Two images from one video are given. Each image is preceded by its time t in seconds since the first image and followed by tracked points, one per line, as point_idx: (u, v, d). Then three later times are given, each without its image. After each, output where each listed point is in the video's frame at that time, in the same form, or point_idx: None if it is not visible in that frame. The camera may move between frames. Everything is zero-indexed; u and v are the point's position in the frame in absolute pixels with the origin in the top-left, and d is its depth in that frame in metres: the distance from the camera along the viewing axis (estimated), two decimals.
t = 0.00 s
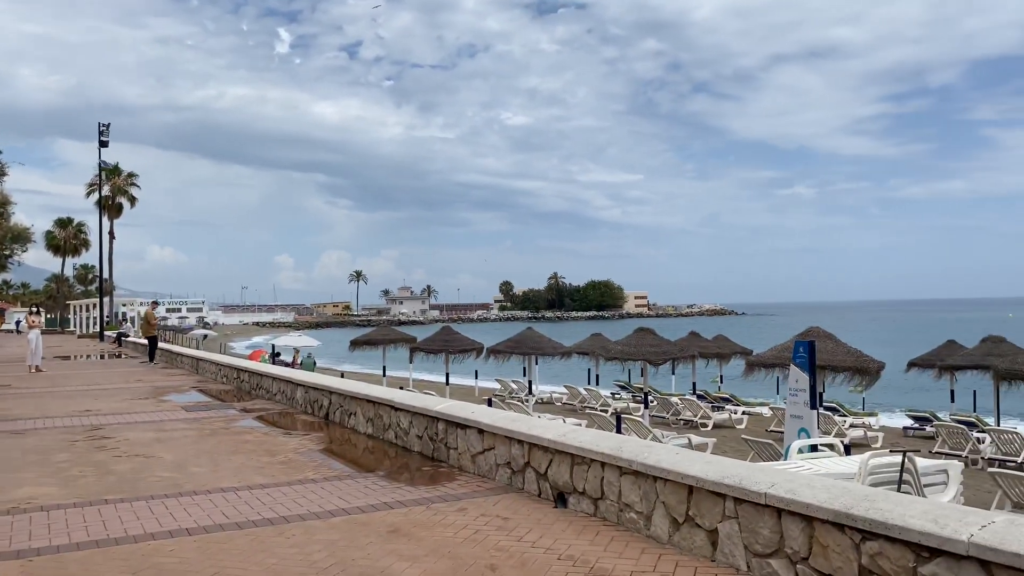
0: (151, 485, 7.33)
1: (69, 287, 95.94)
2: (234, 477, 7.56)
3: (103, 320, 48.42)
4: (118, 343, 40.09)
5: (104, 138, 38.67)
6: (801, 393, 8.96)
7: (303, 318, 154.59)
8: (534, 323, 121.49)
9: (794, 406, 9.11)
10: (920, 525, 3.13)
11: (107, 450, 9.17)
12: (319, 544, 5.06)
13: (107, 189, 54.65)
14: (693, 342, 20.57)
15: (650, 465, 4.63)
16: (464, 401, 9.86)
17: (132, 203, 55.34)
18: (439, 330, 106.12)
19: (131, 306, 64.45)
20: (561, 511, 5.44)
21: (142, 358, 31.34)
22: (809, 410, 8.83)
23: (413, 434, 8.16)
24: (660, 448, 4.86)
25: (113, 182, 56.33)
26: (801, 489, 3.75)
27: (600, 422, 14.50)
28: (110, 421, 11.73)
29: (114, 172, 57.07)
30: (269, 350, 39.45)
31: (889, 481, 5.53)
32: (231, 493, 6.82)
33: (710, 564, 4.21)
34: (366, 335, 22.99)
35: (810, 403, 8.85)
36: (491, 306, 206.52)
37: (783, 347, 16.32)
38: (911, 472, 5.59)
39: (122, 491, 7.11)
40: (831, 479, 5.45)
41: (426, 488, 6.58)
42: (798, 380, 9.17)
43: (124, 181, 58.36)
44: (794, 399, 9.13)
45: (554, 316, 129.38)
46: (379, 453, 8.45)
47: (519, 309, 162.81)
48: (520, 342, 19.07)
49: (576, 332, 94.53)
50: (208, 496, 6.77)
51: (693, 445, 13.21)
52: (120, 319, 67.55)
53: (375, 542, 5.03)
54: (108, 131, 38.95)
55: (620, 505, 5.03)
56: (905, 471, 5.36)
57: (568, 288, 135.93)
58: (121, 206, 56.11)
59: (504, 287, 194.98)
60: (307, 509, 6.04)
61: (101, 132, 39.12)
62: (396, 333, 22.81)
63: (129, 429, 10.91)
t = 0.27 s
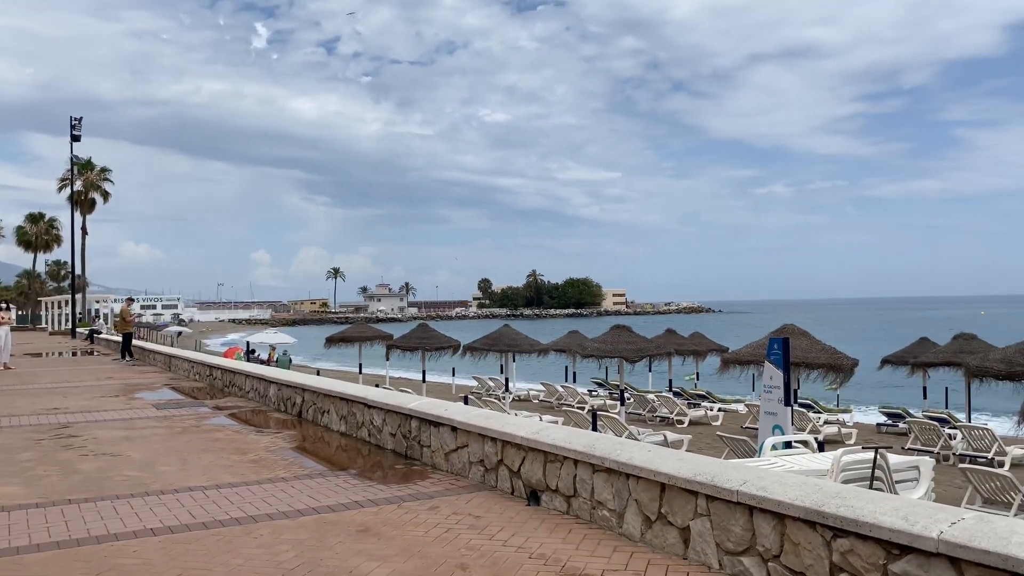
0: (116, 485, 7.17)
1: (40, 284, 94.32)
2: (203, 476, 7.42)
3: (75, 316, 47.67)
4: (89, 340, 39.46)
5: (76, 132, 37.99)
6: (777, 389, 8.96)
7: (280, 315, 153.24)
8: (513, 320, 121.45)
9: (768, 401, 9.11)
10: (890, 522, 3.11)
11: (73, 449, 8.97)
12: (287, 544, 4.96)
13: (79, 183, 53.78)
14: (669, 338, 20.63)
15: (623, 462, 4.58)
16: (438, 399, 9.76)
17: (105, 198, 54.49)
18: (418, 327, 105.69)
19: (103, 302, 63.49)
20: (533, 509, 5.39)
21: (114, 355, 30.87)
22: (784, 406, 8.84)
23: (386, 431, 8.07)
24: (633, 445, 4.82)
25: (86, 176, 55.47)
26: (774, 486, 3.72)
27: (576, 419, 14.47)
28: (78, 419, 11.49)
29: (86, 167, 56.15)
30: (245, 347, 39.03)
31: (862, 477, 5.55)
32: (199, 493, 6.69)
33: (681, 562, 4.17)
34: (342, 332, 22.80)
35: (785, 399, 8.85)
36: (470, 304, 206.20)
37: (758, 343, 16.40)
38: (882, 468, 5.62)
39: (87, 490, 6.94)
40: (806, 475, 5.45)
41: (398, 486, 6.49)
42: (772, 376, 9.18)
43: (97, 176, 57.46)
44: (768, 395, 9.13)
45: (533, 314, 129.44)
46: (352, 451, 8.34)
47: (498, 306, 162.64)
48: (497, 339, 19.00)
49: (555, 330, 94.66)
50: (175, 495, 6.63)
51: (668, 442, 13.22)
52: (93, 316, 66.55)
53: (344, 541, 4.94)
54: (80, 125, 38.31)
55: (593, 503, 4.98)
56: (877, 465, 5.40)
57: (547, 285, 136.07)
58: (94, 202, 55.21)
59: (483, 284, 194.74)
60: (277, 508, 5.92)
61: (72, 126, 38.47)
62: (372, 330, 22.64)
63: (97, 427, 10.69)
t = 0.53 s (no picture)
0: (70, 489, 6.91)
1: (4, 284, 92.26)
2: (160, 480, 7.18)
3: (39, 316, 46.66)
4: (54, 342, 38.61)
5: (41, 130, 37.15)
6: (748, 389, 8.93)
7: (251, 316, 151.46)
8: (487, 321, 121.29)
9: (739, 401, 9.06)
10: (864, 524, 3.02)
11: (27, 452, 8.66)
12: (245, 550, 4.78)
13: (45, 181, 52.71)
14: (642, 338, 20.63)
15: (592, 463, 4.46)
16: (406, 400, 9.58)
17: (71, 196, 53.44)
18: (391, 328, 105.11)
19: (69, 302, 62.27)
20: (501, 511, 5.25)
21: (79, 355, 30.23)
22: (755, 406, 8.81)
23: (352, 433, 7.88)
24: (602, 446, 4.70)
25: (52, 174, 54.41)
26: (744, 488, 3.62)
27: (548, 419, 14.37)
28: (35, 421, 11.14)
29: (52, 164, 55.04)
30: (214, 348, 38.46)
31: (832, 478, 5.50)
32: (156, 497, 6.46)
33: (650, 566, 4.06)
34: (312, 333, 22.49)
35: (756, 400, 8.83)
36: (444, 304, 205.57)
37: (729, 343, 16.43)
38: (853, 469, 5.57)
39: (40, 495, 6.68)
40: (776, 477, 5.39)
41: (363, 489, 6.32)
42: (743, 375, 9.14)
43: (63, 174, 56.35)
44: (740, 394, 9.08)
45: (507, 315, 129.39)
46: (317, 453, 8.14)
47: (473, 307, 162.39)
48: (469, 339, 18.84)
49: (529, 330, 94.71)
50: (131, 500, 6.40)
51: (640, 441, 13.17)
52: (58, 316, 65.23)
53: (304, 547, 4.77)
54: (44, 122, 37.49)
55: (561, 506, 4.85)
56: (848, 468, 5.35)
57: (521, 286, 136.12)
58: (60, 200, 54.13)
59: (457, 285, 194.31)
60: (236, 513, 5.73)
61: (37, 122, 37.65)
62: (342, 331, 22.37)
63: (54, 429, 10.36)
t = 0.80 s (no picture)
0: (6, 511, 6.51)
1: None
2: (103, 500, 6.80)
3: None
4: (8, 351, 37.47)
5: None
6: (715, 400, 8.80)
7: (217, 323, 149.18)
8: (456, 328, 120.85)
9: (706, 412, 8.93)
10: (836, 550, 2.84)
11: None
12: None
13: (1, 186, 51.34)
14: (610, 346, 20.53)
15: (553, 483, 4.24)
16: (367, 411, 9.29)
17: (29, 201, 52.12)
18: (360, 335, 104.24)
19: (27, 310, 60.66)
20: (460, 533, 5.01)
21: (33, 365, 29.29)
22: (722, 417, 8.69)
23: (309, 449, 7.58)
24: (565, 464, 4.49)
25: (9, 178, 53.02)
26: (711, 511, 3.42)
27: (515, 429, 14.15)
28: None
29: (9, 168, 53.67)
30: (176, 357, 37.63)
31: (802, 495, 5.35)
32: (96, 519, 6.10)
33: None
34: (275, 341, 22.03)
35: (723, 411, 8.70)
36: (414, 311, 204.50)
37: (697, 351, 16.37)
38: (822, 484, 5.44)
39: None
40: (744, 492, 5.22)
41: (317, 509, 6.02)
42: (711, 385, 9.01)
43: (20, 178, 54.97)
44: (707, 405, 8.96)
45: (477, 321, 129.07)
46: (273, 469, 7.81)
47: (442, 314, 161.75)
48: (436, 347, 18.57)
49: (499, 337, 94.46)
50: (70, 522, 6.03)
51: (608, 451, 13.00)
52: (15, 324, 63.54)
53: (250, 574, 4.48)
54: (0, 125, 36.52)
55: (522, 527, 4.62)
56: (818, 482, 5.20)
57: (491, 293, 135.96)
58: (17, 205, 52.77)
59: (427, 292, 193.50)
60: (179, 537, 5.40)
61: None
62: (306, 339, 21.94)
63: None
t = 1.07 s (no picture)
0: None
1: None
2: (38, 521, 6.42)
3: None
4: None
5: None
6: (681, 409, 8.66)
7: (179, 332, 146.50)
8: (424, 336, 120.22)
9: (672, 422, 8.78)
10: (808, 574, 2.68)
11: None
12: None
13: None
14: (577, 354, 20.40)
15: (511, 501, 4.03)
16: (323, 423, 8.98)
17: None
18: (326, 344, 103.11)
19: None
20: (415, 553, 4.77)
21: None
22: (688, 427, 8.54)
23: (261, 464, 7.27)
24: (524, 481, 4.28)
25: None
26: (676, 530, 3.25)
27: (479, 439, 13.90)
28: None
29: None
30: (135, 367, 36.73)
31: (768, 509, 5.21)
32: (29, 541, 5.74)
33: None
34: (235, 351, 21.51)
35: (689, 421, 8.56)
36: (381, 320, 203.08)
37: (663, 360, 16.30)
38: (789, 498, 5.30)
39: None
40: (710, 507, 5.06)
41: (267, 528, 5.72)
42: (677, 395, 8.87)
43: None
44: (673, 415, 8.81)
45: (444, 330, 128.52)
46: (224, 485, 7.48)
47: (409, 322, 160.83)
48: (399, 356, 18.26)
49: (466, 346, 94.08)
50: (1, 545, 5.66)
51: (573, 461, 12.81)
52: None
53: None
54: None
55: (480, 547, 4.40)
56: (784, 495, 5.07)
57: (458, 301, 135.56)
58: None
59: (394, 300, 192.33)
60: (115, 561, 5.07)
61: None
62: (267, 348, 21.45)
63: None
